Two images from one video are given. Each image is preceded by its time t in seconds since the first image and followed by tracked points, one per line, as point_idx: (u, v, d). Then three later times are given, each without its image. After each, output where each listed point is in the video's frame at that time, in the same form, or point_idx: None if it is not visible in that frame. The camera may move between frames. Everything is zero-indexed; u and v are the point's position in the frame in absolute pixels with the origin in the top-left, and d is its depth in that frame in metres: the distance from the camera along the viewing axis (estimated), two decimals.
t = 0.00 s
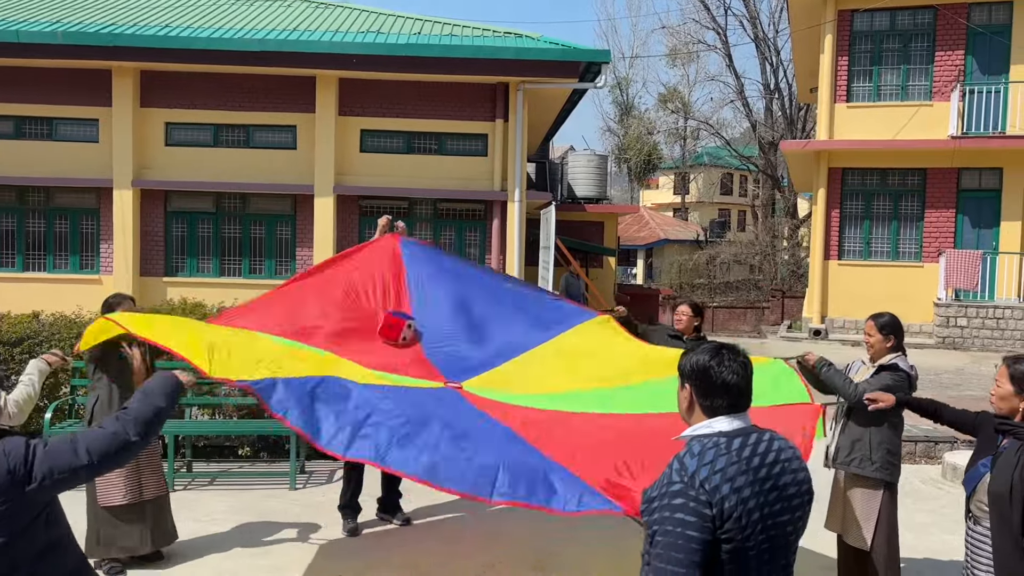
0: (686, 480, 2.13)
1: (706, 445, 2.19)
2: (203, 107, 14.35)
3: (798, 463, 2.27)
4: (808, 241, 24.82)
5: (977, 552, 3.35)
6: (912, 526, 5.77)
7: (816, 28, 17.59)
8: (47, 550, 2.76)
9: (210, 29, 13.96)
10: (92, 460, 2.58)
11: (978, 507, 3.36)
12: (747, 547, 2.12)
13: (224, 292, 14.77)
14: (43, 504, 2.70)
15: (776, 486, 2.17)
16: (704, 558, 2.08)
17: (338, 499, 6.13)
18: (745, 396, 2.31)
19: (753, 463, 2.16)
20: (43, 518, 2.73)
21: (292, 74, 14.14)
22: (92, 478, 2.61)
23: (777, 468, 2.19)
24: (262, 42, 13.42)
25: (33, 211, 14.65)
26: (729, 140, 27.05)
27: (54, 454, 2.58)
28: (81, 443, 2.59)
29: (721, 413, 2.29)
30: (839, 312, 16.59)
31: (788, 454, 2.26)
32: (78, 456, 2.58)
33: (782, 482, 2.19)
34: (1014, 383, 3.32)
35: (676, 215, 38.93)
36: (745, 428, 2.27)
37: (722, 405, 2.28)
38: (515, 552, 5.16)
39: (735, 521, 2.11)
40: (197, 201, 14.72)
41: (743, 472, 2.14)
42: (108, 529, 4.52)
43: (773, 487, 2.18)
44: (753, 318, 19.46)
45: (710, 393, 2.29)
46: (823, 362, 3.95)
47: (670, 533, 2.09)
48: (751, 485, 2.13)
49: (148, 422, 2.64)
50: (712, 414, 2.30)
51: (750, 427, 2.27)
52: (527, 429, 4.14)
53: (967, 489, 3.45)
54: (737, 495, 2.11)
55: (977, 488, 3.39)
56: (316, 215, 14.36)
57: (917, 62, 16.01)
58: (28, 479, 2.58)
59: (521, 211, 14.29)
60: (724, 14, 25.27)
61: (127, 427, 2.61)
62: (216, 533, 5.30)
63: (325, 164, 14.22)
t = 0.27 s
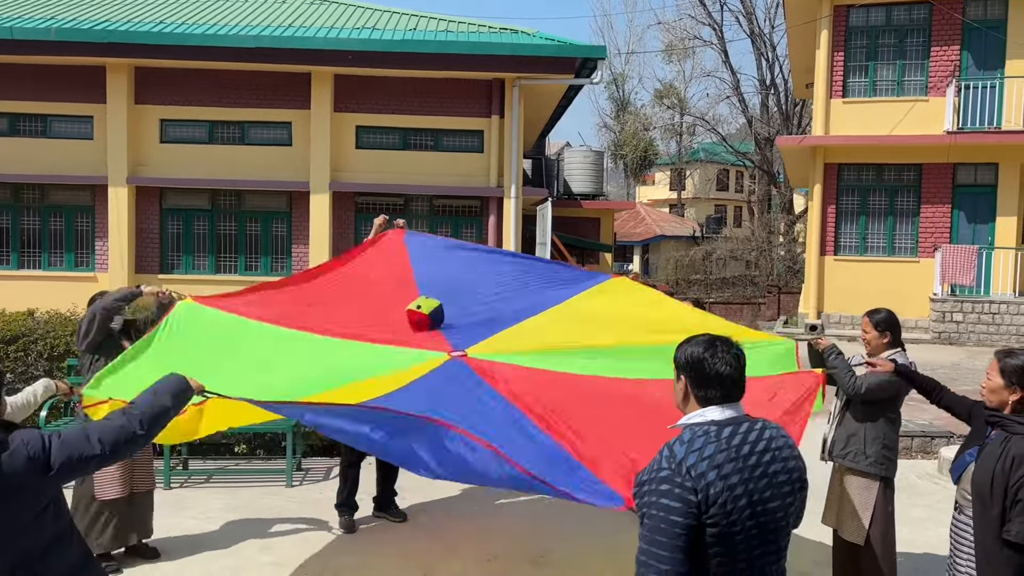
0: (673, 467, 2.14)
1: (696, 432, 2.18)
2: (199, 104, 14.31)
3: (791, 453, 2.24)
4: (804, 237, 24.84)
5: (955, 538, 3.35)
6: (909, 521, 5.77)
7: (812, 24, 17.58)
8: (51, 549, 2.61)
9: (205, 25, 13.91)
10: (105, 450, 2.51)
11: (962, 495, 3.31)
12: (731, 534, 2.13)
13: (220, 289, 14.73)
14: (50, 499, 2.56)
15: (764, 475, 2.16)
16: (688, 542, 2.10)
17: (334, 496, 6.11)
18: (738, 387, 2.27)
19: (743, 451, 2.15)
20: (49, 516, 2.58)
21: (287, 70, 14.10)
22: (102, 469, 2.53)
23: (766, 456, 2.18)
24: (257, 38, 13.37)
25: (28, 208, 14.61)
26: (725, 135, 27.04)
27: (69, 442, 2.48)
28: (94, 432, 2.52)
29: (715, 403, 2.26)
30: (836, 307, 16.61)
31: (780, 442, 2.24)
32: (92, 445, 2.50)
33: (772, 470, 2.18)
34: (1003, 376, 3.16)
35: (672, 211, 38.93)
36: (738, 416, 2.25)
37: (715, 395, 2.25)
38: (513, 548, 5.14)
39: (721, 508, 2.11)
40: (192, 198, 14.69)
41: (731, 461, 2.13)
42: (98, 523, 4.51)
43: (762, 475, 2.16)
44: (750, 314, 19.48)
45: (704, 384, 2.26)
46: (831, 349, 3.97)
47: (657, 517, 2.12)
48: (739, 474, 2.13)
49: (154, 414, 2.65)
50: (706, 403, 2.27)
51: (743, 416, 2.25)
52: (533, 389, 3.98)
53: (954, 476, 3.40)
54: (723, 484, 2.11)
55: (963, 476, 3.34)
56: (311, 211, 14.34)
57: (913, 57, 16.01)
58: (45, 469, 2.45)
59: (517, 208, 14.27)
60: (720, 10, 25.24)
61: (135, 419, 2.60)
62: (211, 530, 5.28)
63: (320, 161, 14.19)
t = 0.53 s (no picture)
0: (649, 453, 2.12)
1: (676, 422, 2.17)
2: (193, 99, 14.26)
3: (772, 448, 2.22)
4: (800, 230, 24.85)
5: (942, 528, 3.30)
6: (905, 514, 5.78)
7: (807, 18, 17.57)
8: (51, 555, 2.60)
9: (199, 20, 13.86)
10: (113, 462, 2.53)
11: (948, 486, 3.30)
12: (703, 521, 2.11)
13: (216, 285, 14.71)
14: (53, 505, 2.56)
15: (742, 466, 2.15)
16: (658, 528, 2.09)
17: (331, 492, 6.10)
18: (727, 377, 2.25)
19: (720, 442, 2.14)
20: (52, 520, 2.58)
21: (282, 65, 14.06)
22: (108, 481, 2.55)
23: (744, 447, 2.17)
24: (252, 33, 13.33)
25: (23, 205, 14.57)
26: (721, 129, 27.04)
27: (80, 450, 2.49)
28: (105, 444, 2.54)
29: (701, 392, 2.24)
30: (832, 301, 16.62)
31: (761, 436, 2.22)
32: (102, 457, 2.52)
33: (749, 461, 2.16)
34: (990, 366, 3.13)
35: (668, 205, 38.94)
36: (723, 407, 2.23)
37: (703, 382, 2.24)
38: (510, 543, 5.14)
39: (693, 495, 2.10)
40: (188, 194, 14.65)
41: (708, 450, 2.12)
42: (95, 520, 4.49)
43: (738, 466, 2.15)
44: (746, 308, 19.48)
45: (692, 371, 2.24)
46: (825, 345, 3.95)
47: (629, 500, 2.11)
48: (715, 463, 2.12)
49: (160, 432, 2.69)
50: (694, 392, 2.25)
51: (726, 407, 2.23)
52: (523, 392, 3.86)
53: (942, 467, 3.39)
54: (697, 471, 2.09)
55: (951, 467, 3.33)
56: (307, 207, 14.31)
57: (909, 50, 16.02)
58: (57, 471, 2.46)
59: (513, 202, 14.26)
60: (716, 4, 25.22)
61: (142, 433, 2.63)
62: (208, 526, 5.27)
63: (315, 156, 14.15)
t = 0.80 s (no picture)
0: (630, 444, 2.13)
1: (658, 414, 2.17)
2: (188, 94, 14.21)
3: (757, 441, 2.21)
4: (796, 223, 24.87)
5: (934, 518, 3.28)
6: (901, 505, 5.79)
7: (803, 10, 17.55)
8: (67, 540, 2.52)
9: (194, 15, 13.81)
10: (116, 441, 2.45)
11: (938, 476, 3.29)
12: (684, 512, 2.12)
13: (211, 280, 14.70)
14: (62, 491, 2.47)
15: (724, 457, 2.15)
16: (638, 520, 2.09)
17: (329, 487, 6.10)
18: (709, 368, 2.25)
19: (702, 434, 2.13)
20: (62, 510, 2.49)
21: (278, 60, 14.02)
22: (113, 459, 2.49)
23: (726, 439, 2.16)
24: (246, 27, 13.28)
25: (18, 200, 14.54)
26: (717, 122, 27.03)
27: (82, 434, 2.41)
28: (105, 423, 2.45)
29: (683, 383, 2.24)
30: (828, 294, 16.65)
31: (746, 428, 2.21)
32: (103, 436, 2.44)
33: (731, 453, 2.16)
34: (977, 355, 3.06)
35: (664, 198, 38.95)
36: (707, 399, 2.22)
37: (685, 374, 2.23)
38: (507, 536, 5.14)
39: (673, 487, 2.10)
40: (183, 189, 14.61)
41: (689, 442, 2.11)
42: (92, 519, 4.49)
43: (720, 458, 2.14)
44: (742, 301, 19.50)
45: (675, 363, 2.24)
46: (827, 332, 4.03)
47: (610, 493, 2.11)
48: (696, 455, 2.11)
49: (162, 401, 2.60)
50: (677, 383, 2.25)
51: (709, 398, 2.23)
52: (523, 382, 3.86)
53: (932, 456, 3.37)
54: (677, 462, 2.09)
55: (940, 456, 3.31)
56: (303, 201, 14.29)
57: (904, 42, 16.01)
58: (61, 461, 2.38)
59: (509, 196, 14.25)
60: None
61: (143, 406, 2.54)
62: (205, 522, 5.27)
63: (311, 150, 14.12)
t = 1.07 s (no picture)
0: (615, 437, 2.13)
1: (644, 408, 2.17)
2: (183, 87, 14.17)
3: (746, 433, 2.20)
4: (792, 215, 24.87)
5: (925, 510, 3.27)
6: (897, 496, 5.81)
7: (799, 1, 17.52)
8: (82, 516, 2.49)
9: (188, 8, 13.75)
10: (113, 414, 2.40)
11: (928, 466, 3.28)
12: (668, 506, 2.12)
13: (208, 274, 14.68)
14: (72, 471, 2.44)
15: (711, 450, 2.14)
16: (622, 513, 2.10)
17: (326, 480, 6.10)
18: (697, 361, 2.24)
19: (687, 427, 2.13)
20: (73, 489, 2.45)
21: (272, 53, 13.97)
22: (115, 431, 2.43)
23: (712, 431, 2.15)
24: (240, 20, 13.24)
25: (12, 195, 14.51)
26: (713, 114, 27.01)
27: (78, 415, 2.34)
28: (98, 398, 2.38)
29: (670, 376, 2.24)
30: (824, 285, 16.66)
31: (733, 421, 2.20)
32: (99, 411, 2.37)
33: (718, 446, 2.15)
34: (969, 347, 3.03)
35: (661, 190, 38.93)
36: (694, 392, 2.21)
37: (672, 366, 2.23)
38: (504, 528, 5.15)
39: (657, 481, 2.10)
40: (178, 182, 14.57)
41: (674, 436, 2.11)
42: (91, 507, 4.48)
43: (706, 451, 2.14)
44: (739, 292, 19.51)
45: (661, 355, 2.23)
46: (822, 323, 4.10)
47: (595, 485, 2.13)
48: (681, 448, 2.11)
49: (155, 366, 2.52)
50: (664, 376, 2.25)
51: (697, 391, 2.22)
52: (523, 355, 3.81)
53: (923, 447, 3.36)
54: (660, 456, 2.09)
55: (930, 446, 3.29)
56: (299, 195, 14.26)
57: (900, 33, 15.99)
58: (64, 443, 2.32)
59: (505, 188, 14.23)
60: None
61: (135, 376, 2.47)
62: (203, 515, 5.27)
63: (306, 143, 14.09)
